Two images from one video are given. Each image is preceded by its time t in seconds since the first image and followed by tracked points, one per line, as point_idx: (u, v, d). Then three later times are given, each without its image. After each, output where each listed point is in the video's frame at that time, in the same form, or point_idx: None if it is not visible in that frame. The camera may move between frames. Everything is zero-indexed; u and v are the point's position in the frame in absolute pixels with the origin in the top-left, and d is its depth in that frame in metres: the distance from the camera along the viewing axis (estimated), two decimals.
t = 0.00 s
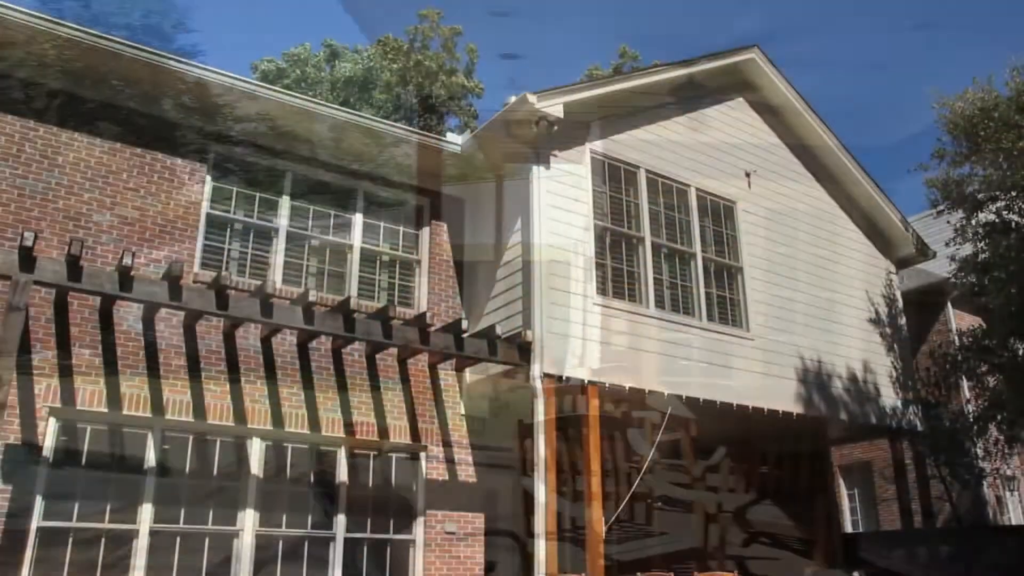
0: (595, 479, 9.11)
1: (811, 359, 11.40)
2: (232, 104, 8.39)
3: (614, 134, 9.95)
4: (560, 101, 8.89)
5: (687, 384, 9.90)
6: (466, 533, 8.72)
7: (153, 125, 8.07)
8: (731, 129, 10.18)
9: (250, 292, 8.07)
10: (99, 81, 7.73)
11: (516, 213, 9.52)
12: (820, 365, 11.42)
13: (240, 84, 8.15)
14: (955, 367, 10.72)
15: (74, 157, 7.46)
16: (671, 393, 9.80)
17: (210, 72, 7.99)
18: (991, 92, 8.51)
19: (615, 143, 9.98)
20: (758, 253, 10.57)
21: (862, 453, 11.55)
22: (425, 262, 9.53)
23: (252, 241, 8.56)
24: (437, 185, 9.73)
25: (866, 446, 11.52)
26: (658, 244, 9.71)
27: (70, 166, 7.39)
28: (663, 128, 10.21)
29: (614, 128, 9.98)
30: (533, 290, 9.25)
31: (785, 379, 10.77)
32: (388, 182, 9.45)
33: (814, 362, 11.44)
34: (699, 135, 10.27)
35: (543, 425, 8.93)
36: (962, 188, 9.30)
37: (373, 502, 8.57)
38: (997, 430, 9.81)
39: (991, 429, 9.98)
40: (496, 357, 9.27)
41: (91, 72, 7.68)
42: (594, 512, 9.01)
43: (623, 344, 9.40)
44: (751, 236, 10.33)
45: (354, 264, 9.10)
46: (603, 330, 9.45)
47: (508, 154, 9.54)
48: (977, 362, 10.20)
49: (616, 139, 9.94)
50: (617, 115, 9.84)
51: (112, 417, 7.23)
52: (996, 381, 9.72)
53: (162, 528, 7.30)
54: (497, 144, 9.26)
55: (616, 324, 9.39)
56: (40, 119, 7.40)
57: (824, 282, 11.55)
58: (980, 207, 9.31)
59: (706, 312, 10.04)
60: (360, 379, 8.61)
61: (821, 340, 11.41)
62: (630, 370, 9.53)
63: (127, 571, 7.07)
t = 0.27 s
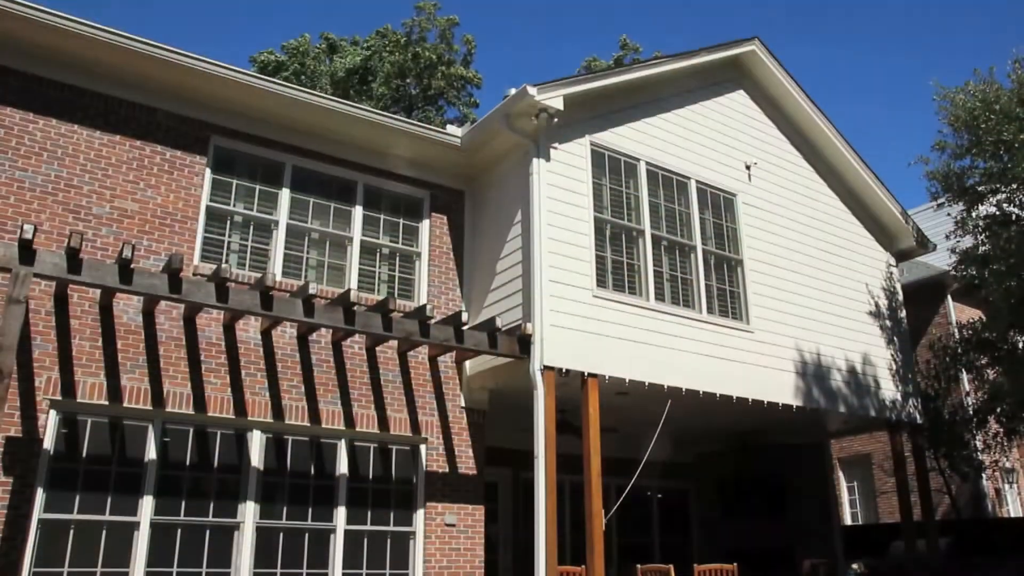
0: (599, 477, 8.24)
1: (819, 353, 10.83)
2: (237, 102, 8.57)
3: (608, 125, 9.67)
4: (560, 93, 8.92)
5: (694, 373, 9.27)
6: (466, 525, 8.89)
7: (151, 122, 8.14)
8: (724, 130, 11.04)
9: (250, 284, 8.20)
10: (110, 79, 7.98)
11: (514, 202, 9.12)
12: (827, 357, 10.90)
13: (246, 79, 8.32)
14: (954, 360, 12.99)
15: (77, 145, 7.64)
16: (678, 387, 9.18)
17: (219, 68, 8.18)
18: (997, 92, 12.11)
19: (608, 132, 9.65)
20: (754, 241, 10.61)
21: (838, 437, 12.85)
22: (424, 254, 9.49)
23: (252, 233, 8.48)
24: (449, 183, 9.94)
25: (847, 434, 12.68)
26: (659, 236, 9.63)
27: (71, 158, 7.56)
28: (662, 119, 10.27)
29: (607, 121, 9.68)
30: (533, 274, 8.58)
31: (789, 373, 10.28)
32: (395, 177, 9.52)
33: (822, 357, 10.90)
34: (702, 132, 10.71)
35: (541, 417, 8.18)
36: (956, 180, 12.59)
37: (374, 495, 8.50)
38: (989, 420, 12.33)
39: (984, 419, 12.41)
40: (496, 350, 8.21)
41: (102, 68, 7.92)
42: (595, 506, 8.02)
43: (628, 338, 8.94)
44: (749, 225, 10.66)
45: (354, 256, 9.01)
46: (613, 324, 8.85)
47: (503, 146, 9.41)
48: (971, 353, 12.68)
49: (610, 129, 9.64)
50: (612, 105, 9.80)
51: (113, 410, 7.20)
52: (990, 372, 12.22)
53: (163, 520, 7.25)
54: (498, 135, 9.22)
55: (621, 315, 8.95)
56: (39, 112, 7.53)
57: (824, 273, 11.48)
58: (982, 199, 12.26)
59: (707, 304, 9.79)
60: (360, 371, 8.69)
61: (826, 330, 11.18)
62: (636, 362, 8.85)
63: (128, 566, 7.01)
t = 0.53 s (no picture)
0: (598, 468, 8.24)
1: (819, 345, 10.85)
2: (239, 94, 8.56)
3: (608, 117, 9.64)
4: (561, 84, 8.89)
5: (694, 365, 9.27)
6: (466, 517, 8.90)
7: (151, 113, 8.13)
8: (724, 121, 11.01)
9: (250, 276, 8.21)
10: (109, 70, 7.96)
11: (515, 193, 9.11)
12: (827, 349, 10.91)
13: (250, 72, 8.32)
14: (953, 351, 12.98)
15: (76, 137, 7.62)
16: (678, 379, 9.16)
17: (223, 61, 8.20)
18: (999, 83, 12.08)
19: (608, 124, 9.63)
20: (754, 233, 10.61)
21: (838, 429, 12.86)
22: (424, 246, 9.49)
23: (252, 225, 8.47)
24: (449, 175, 9.94)
25: (846, 426, 12.69)
26: (659, 228, 9.62)
27: (70, 150, 7.55)
28: (662, 111, 10.25)
29: (607, 112, 9.66)
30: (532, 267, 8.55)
31: (789, 365, 10.28)
32: (395, 168, 9.51)
33: (822, 348, 10.91)
34: (702, 124, 10.68)
35: (542, 408, 8.19)
36: (958, 172, 12.55)
37: (374, 487, 8.51)
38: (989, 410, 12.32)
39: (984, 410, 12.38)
40: (496, 342, 8.21)
41: (103, 60, 7.91)
42: (595, 498, 8.03)
43: (628, 330, 8.93)
44: (749, 217, 10.65)
45: (354, 248, 9.00)
46: (613, 315, 8.85)
47: (503, 138, 9.39)
48: (972, 345, 12.69)
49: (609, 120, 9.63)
50: (612, 97, 9.77)
51: (113, 402, 7.21)
52: (993, 361, 12.27)
53: (164, 512, 7.27)
54: (498, 126, 9.21)
55: (620, 306, 8.95)
56: (38, 103, 7.51)
57: (824, 265, 11.48)
58: (983, 191, 12.29)
59: (708, 297, 9.80)
60: (360, 363, 8.69)
61: (828, 322, 11.18)
62: (635, 353, 8.86)
63: (128, 557, 7.02)
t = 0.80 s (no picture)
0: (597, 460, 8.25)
1: (819, 338, 10.84)
2: (239, 86, 8.55)
3: (608, 110, 9.63)
4: (560, 76, 8.86)
5: (694, 357, 9.28)
6: (466, 509, 8.91)
7: (150, 106, 8.10)
8: (724, 113, 10.98)
9: (250, 269, 8.21)
10: (107, 62, 7.93)
11: (515, 186, 9.10)
12: (826, 342, 10.91)
13: (248, 63, 8.30)
14: (953, 343, 13.00)
15: (76, 130, 7.61)
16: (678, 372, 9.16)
17: (221, 53, 8.17)
18: (1000, 75, 12.08)
19: (608, 116, 9.60)
20: (754, 226, 10.60)
21: (838, 421, 12.87)
22: (425, 239, 9.48)
23: (252, 217, 8.47)
24: (449, 167, 9.92)
25: (846, 418, 12.71)
26: (659, 221, 9.61)
27: (70, 142, 7.54)
28: (662, 103, 10.22)
29: (607, 104, 9.64)
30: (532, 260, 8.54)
31: (788, 358, 10.28)
32: (395, 161, 9.49)
33: (823, 340, 10.90)
34: (702, 116, 10.65)
35: (541, 400, 8.20)
36: (959, 165, 12.54)
37: (374, 479, 8.52)
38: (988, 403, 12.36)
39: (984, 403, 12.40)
40: (496, 335, 8.21)
41: (102, 52, 7.88)
42: (595, 490, 8.04)
43: (628, 323, 8.93)
44: (749, 210, 10.64)
45: (354, 241, 9.00)
46: (613, 308, 8.85)
47: (503, 130, 9.37)
48: (971, 338, 12.71)
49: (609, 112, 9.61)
50: (612, 89, 9.75)
51: (114, 395, 7.22)
52: (992, 354, 12.31)
53: (164, 504, 7.28)
54: (498, 118, 9.18)
55: (620, 299, 8.94)
56: (37, 96, 7.50)
57: (824, 258, 11.47)
58: (983, 184, 12.28)
59: (708, 289, 9.80)
60: (360, 356, 8.69)
61: (828, 315, 11.18)
62: (635, 346, 8.85)
63: (129, 550, 7.04)
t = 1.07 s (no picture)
0: (598, 452, 8.28)
1: (819, 331, 10.84)
2: (239, 78, 8.53)
3: (609, 101, 9.61)
4: (560, 68, 8.84)
5: (694, 350, 9.29)
6: (466, 501, 8.92)
7: (149, 98, 8.09)
8: (725, 106, 10.96)
9: (250, 261, 8.21)
10: (107, 54, 7.92)
11: (515, 178, 9.08)
12: (827, 334, 10.92)
13: (247, 56, 8.28)
14: (953, 335, 13.02)
15: (74, 122, 7.59)
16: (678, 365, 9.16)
17: (221, 44, 8.16)
18: (1001, 67, 12.07)
19: (608, 108, 9.59)
20: (754, 218, 10.59)
21: (838, 414, 12.88)
22: (425, 231, 9.47)
23: (252, 210, 8.46)
24: (450, 159, 9.91)
25: (845, 411, 12.73)
26: (659, 214, 9.61)
27: (69, 135, 7.53)
28: (663, 95, 10.21)
29: (607, 97, 9.63)
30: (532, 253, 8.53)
31: (789, 351, 10.29)
32: (395, 153, 9.48)
33: (823, 333, 10.90)
34: (702, 108, 10.64)
35: (542, 392, 8.20)
36: (960, 157, 12.54)
37: (374, 471, 8.54)
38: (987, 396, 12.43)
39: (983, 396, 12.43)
40: (496, 327, 8.21)
41: (101, 44, 7.87)
42: (595, 482, 8.05)
43: (628, 315, 8.93)
44: (750, 202, 10.63)
45: (354, 233, 8.99)
46: (613, 300, 8.86)
47: (503, 122, 9.35)
48: (971, 331, 12.73)
49: (609, 105, 9.59)
50: (613, 81, 9.73)
51: (114, 387, 7.23)
52: (992, 347, 12.36)
53: (165, 497, 7.29)
54: (498, 110, 9.16)
55: (620, 291, 8.94)
56: (36, 88, 7.48)
57: (824, 251, 11.47)
58: (983, 176, 12.28)
59: (708, 282, 9.80)
60: (360, 349, 8.69)
61: (828, 308, 11.17)
62: (635, 339, 8.86)
63: (130, 541, 7.06)
